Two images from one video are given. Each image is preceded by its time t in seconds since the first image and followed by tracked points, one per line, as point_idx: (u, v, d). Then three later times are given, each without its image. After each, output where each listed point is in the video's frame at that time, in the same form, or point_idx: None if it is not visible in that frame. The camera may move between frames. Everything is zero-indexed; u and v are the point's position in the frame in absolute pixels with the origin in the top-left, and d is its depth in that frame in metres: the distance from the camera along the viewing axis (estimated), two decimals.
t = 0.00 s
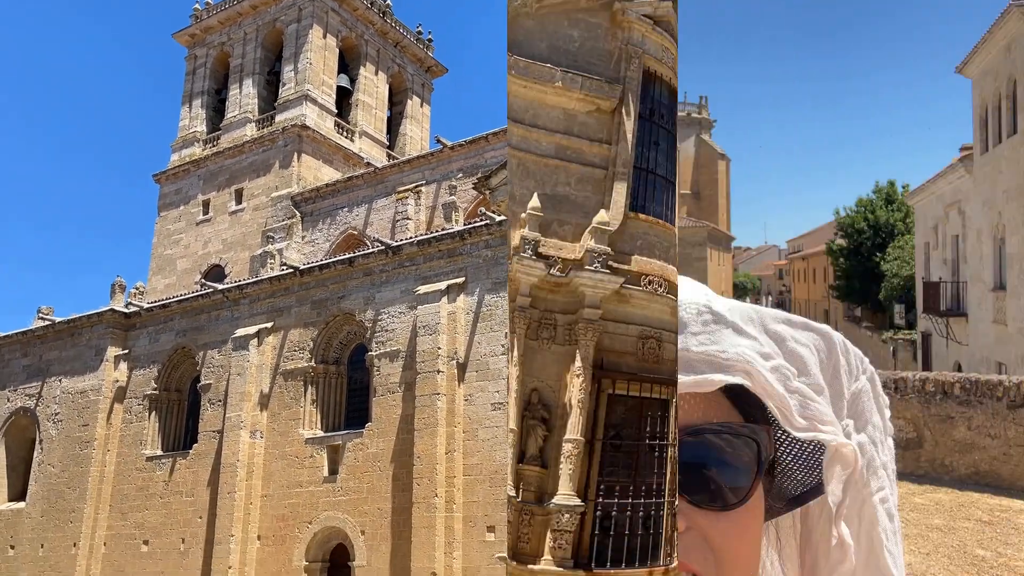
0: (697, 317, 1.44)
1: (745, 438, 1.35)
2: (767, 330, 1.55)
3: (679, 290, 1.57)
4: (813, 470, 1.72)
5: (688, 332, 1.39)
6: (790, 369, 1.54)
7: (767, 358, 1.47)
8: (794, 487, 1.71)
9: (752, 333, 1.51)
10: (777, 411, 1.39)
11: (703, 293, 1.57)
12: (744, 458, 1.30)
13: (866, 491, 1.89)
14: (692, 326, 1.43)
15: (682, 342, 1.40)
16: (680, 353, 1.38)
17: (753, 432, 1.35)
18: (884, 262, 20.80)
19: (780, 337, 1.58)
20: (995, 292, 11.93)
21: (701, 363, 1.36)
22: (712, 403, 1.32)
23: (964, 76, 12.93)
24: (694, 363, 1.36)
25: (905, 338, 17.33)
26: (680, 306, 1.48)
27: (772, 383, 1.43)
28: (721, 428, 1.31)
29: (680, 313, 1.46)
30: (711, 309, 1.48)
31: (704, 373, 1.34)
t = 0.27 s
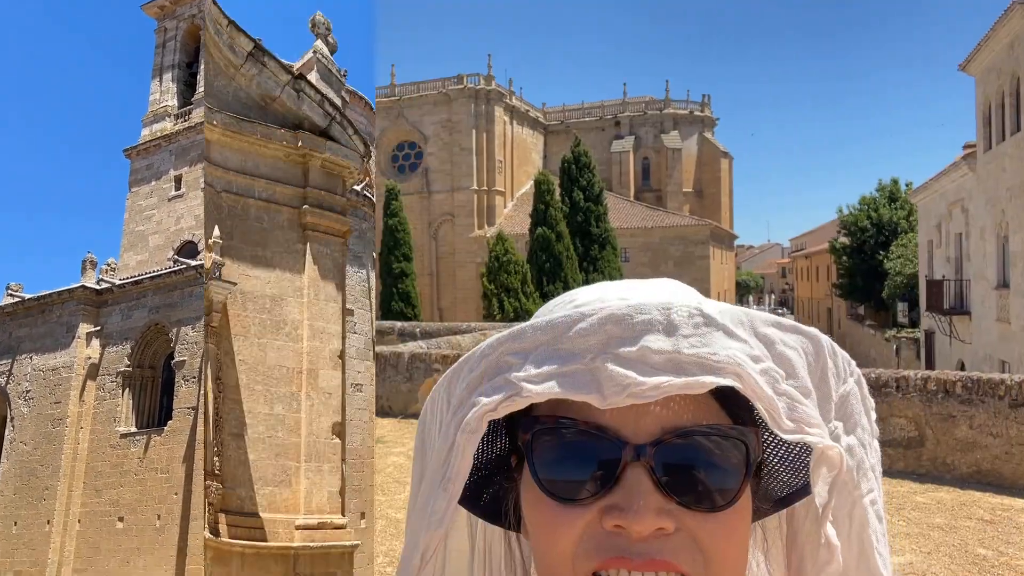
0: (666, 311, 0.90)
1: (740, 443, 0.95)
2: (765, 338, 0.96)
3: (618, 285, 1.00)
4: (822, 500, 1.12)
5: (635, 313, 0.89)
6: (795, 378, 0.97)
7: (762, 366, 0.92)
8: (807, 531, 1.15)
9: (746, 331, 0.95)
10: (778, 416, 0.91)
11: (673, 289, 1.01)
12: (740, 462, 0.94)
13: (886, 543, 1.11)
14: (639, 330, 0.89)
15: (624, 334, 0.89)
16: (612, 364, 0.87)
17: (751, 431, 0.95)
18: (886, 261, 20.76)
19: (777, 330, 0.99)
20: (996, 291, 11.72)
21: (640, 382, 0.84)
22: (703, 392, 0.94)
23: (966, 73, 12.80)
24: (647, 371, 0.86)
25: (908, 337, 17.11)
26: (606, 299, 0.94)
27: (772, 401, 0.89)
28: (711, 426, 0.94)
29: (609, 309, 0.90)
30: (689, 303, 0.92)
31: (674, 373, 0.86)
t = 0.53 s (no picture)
0: (658, 305, 0.89)
1: (729, 435, 0.95)
2: (753, 328, 0.96)
3: (613, 280, 1.00)
4: (802, 487, 1.07)
5: (629, 305, 0.89)
6: (782, 368, 0.97)
7: (751, 357, 0.92)
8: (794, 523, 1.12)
9: (735, 323, 0.95)
10: (765, 409, 0.92)
11: (659, 284, 1.01)
12: (729, 455, 0.94)
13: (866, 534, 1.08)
14: (633, 323, 0.88)
15: (618, 327, 0.88)
16: (607, 357, 0.86)
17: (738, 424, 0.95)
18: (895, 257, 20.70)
19: (764, 322, 0.99)
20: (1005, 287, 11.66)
21: (634, 373, 0.85)
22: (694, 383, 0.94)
23: (976, 67, 12.73)
24: (641, 365, 0.86)
25: (916, 334, 17.05)
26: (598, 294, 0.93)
27: (760, 393, 0.90)
28: (699, 419, 0.94)
29: (604, 303, 0.89)
30: (682, 296, 0.92)
31: (667, 365, 0.87)
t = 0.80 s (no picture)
0: (662, 310, 0.92)
1: (728, 435, 0.98)
2: (754, 334, 0.99)
3: (615, 282, 1.02)
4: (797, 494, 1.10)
5: (634, 309, 0.91)
6: (781, 372, 1.00)
7: (752, 361, 0.95)
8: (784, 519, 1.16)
9: (737, 328, 0.98)
10: (762, 413, 0.95)
11: (660, 286, 1.04)
12: (727, 456, 0.97)
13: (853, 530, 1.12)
14: (638, 325, 0.91)
15: (623, 331, 0.91)
16: (613, 359, 0.89)
17: (737, 425, 0.98)
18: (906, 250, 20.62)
19: (764, 327, 1.01)
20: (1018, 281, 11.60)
21: (639, 376, 0.88)
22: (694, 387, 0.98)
23: (990, 59, 12.63)
24: (644, 368, 0.89)
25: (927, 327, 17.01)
26: (600, 297, 0.96)
27: (759, 398, 0.93)
28: (699, 420, 0.97)
29: (609, 306, 0.92)
30: (686, 301, 0.95)
31: (670, 368, 0.90)
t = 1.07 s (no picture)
0: (651, 305, 0.95)
1: (713, 428, 1.00)
2: (740, 330, 1.02)
3: (603, 277, 1.05)
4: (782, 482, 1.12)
5: (623, 304, 0.94)
6: (767, 368, 1.02)
7: (737, 357, 0.98)
8: (768, 510, 1.18)
9: (724, 324, 1.01)
10: (749, 407, 0.98)
11: (645, 282, 1.06)
12: (713, 448, 0.99)
13: (833, 521, 1.14)
14: (626, 320, 0.94)
15: (613, 325, 0.94)
16: (601, 353, 0.92)
17: (722, 418, 1.00)
18: (919, 234, 20.52)
19: (750, 323, 1.04)
20: None
21: (626, 370, 0.91)
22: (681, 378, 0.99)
23: (1009, 40, 12.52)
24: (633, 362, 0.92)
25: (939, 312, 17.00)
26: (588, 292, 0.99)
27: (745, 391, 0.96)
28: (685, 412, 0.99)
29: (599, 300, 0.95)
30: (675, 297, 0.98)
31: (657, 363, 0.93)
